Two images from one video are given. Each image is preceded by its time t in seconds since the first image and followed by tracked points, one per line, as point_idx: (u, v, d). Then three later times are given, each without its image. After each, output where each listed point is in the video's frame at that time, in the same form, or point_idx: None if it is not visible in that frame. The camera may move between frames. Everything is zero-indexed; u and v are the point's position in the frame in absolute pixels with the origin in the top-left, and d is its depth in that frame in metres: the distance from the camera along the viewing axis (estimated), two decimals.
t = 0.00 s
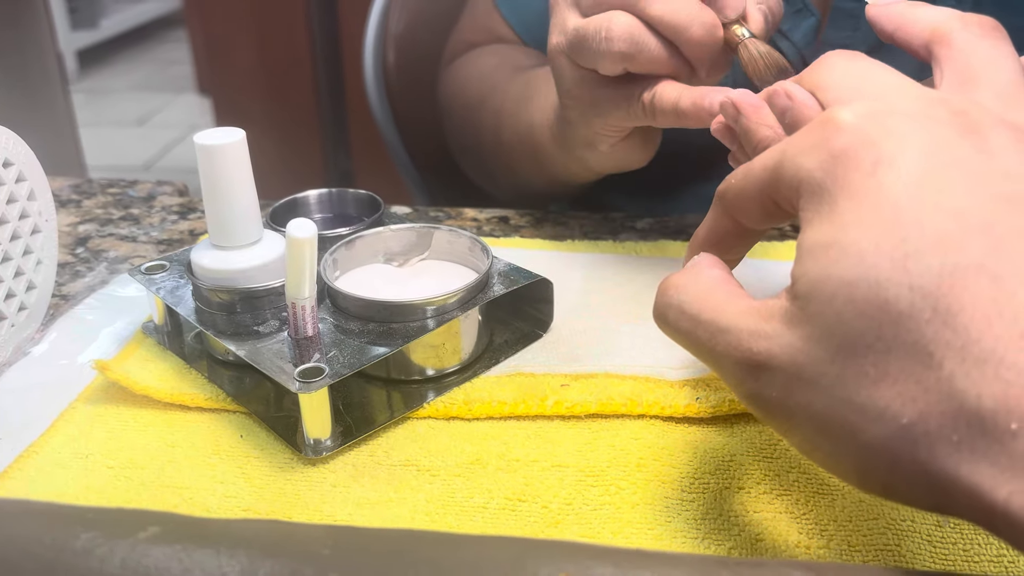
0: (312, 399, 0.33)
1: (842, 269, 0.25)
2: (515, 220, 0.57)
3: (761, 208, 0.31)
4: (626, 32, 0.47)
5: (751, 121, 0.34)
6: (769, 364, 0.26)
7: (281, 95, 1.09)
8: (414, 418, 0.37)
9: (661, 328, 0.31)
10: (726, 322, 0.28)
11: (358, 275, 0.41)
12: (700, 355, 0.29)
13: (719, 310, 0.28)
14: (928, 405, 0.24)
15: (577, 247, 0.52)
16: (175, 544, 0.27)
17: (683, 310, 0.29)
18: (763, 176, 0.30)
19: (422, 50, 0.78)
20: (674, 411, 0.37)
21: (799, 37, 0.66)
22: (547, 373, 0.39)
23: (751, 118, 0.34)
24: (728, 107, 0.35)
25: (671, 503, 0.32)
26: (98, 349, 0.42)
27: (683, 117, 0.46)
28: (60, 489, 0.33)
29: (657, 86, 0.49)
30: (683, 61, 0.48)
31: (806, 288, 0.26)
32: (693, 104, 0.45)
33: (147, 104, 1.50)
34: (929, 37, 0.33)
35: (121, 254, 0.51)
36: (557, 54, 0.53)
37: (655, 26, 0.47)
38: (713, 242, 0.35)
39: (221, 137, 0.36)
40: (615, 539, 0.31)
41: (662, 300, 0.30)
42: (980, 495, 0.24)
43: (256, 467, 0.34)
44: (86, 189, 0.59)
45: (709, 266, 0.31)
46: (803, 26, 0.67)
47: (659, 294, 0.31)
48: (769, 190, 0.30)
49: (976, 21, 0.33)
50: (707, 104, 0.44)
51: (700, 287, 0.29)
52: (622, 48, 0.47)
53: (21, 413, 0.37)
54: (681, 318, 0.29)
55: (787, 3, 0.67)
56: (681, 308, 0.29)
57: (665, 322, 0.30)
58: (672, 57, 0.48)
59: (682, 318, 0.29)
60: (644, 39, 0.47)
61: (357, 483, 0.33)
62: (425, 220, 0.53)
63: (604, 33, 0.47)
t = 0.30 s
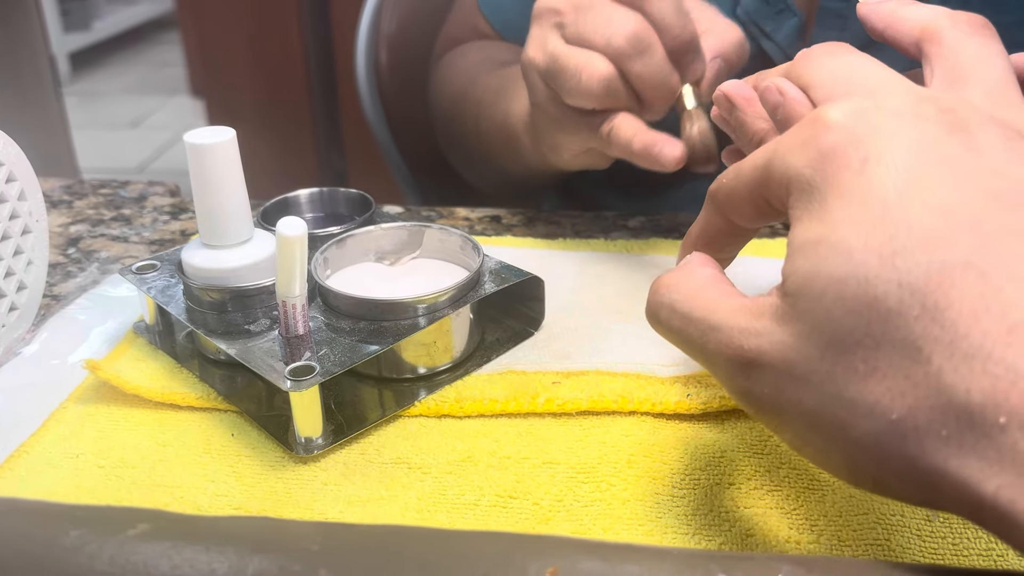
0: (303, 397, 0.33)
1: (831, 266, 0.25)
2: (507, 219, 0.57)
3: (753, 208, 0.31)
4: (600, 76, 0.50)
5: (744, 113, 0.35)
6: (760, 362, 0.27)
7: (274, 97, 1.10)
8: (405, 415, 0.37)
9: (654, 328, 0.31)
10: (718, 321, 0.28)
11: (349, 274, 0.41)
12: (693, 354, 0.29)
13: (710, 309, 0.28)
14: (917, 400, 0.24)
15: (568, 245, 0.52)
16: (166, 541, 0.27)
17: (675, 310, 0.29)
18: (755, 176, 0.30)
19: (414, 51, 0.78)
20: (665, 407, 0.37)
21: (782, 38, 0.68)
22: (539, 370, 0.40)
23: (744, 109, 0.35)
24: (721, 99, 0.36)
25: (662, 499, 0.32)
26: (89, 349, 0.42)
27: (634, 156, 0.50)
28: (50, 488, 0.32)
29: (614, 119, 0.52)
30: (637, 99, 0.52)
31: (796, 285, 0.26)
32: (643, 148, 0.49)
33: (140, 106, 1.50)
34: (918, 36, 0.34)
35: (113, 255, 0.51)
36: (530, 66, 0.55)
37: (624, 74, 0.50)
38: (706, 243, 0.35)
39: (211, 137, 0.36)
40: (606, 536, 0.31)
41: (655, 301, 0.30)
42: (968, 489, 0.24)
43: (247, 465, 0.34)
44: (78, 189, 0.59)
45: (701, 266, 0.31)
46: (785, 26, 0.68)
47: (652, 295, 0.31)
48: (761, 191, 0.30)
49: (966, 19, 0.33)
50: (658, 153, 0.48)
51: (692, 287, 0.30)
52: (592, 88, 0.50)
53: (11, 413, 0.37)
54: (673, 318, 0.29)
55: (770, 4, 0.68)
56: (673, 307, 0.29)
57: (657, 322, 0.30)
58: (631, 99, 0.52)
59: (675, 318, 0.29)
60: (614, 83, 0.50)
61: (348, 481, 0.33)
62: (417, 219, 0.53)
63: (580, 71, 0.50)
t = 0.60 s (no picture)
0: (294, 399, 0.34)
1: (819, 273, 0.25)
2: (499, 220, 0.57)
3: (742, 213, 0.32)
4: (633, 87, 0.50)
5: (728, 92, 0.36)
6: (750, 369, 0.27)
7: (269, 99, 1.10)
8: (396, 417, 0.38)
9: (646, 334, 0.31)
10: (708, 328, 0.28)
11: (339, 276, 0.41)
12: (683, 360, 0.29)
13: (701, 317, 0.29)
14: (905, 406, 0.24)
15: (561, 247, 0.52)
16: (155, 542, 0.27)
17: (666, 317, 0.30)
18: (743, 182, 0.30)
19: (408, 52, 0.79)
20: (654, 407, 0.37)
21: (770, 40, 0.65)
22: (529, 372, 0.40)
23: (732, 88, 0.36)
24: (709, 74, 0.37)
25: (651, 499, 0.33)
26: (81, 351, 0.42)
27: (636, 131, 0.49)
28: (41, 491, 0.33)
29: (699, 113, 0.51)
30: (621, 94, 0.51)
31: (785, 292, 0.26)
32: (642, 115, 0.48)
33: (134, 108, 1.50)
34: (908, 38, 0.34)
35: (105, 258, 0.51)
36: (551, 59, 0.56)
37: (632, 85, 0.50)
38: (697, 247, 0.35)
39: (201, 138, 0.36)
40: (595, 535, 0.31)
41: (647, 308, 0.31)
42: (958, 492, 0.24)
43: (238, 467, 0.34)
44: (70, 192, 0.59)
45: (692, 273, 0.31)
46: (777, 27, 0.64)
47: (644, 302, 0.31)
48: (750, 197, 0.30)
49: (955, 22, 0.33)
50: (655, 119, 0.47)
51: (684, 294, 0.30)
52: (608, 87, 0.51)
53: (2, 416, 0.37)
54: (665, 326, 0.30)
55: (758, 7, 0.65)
56: (665, 314, 0.30)
57: (649, 329, 0.31)
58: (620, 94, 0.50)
59: (666, 325, 0.30)
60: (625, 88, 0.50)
61: (339, 482, 0.33)
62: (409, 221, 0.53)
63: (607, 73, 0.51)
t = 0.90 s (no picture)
0: (290, 401, 0.34)
1: (815, 274, 0.25)
2: (496, 221, 0.57)
3: (737, 214, 0.32)
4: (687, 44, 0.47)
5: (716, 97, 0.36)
6: (746, 369, 0.27)
7: (266, 100, 1.10)
8: (393, 418, 0.38)
9: (643, 335, 0.31)
10: (704, 328, 0.28)
11: (336, 277, 0.41)
12: (679, 361, 0.29)
13: (697, 317, 0.29)
14: (901, 406, 0.24)
15: (558, 248, 0.52)
16: (152, 544, 0.27)
17: (662, 318, 0.30)
18: (739, 183, 0.30)
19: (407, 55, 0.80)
20: (651, 408, 0.37)
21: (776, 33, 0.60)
22: (526, 373, 0.40)
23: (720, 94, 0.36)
24: (698, 80, 0.37)
25: (647, 499, 0.33)
26: (77, 353, 0.42)
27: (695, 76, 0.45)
28: (38, 494, 0.33)
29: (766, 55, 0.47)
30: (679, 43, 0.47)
31: (781, 293, 0.26)
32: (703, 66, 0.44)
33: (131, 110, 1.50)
34: (903, 40, 0.34)
35: (101, 260, 0.51)
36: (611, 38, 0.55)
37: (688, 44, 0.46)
38: (692, 249, 0.35)
39: (198, 141, 0.36)
40: (592, 535, 0.31)
41: (643, 309, 0.31)
42: (952, 492, 0.24)
43: (235, 469, 0.34)
44: (67, 194, 0.59)
45: (688, 274, 0.31)
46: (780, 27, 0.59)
47: (640, 303, 0.31)
48: (745, 198, 0.31)
49: (949, 24, 0.34)
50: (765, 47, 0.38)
51: (679, 295, 0.30)
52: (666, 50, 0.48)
53: None
54: (661, 327, 0.30)
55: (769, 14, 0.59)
56: (661, 316, 0.30)
57: (646, 330, 0.31)
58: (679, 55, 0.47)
59: (662, 326, 0.30)
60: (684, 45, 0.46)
61: (336, 484, 0.33)
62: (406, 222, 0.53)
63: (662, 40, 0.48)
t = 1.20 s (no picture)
0: (289, 405, 0.34)
1: (812, 279, 0.25)
2: (494, 224, 0.57)
3: (734, 219, 0.32)
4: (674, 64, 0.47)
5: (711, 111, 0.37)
6: (743, 374, 0.27)
7: (265, 102, 1.10)
8: (392, 422, 0.38)
9: (640, 340, 0.31)
10: (702, 334, 0.28)
11: (335, 281, 0.41)
12: (677, 366, 0.29)
13: (694, 322, 0.29)
14: (898, 411, 0.24)
15: (556, 251, 0.52)
16: (151, 550, 0.27)
17: (660, 323, 0.30)
18: (736, 188, 0.30)
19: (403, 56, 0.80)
20: (650, 411, 0.37)
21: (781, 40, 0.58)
22: (525, 376, 0.40)
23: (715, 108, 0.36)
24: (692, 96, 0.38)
25: (647, 503, 0.33)
26: (76, 358, 0.42)
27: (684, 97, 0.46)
28: (37, 499, 0.32)
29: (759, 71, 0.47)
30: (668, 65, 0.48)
31: (778, 297, 0.26)
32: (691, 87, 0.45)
33: (129, 111, 1.50)
34: (898, 45, 0.34)
35: (100, 264, 0.51)
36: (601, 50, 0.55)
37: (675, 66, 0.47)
38: (690, 253, 0.35)
39: (197, 145, 0.36)
40: (592, 540, 0.31)
41: (641, 314, 0.31)
42: (950, 497, 0.24)
43: (234, 473, 0.34)
44: (65, 198, 0.59)
45: (685, 278, 0.31)
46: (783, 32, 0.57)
47: (637, 308, 0.31)
48: (742, 203, 0.31)
49: (944, 28, 0.34)
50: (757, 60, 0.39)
51: (677, 300, 0.30)
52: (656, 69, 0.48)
53: None
54: (659, 332, 0.30)
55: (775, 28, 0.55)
56: (658, 321, 0.30)
57: (643, 335, 0.31)
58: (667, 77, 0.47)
59: (660, 331, 0.30)
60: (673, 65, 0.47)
61: (335, 488, 0.33)
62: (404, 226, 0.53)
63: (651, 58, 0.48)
